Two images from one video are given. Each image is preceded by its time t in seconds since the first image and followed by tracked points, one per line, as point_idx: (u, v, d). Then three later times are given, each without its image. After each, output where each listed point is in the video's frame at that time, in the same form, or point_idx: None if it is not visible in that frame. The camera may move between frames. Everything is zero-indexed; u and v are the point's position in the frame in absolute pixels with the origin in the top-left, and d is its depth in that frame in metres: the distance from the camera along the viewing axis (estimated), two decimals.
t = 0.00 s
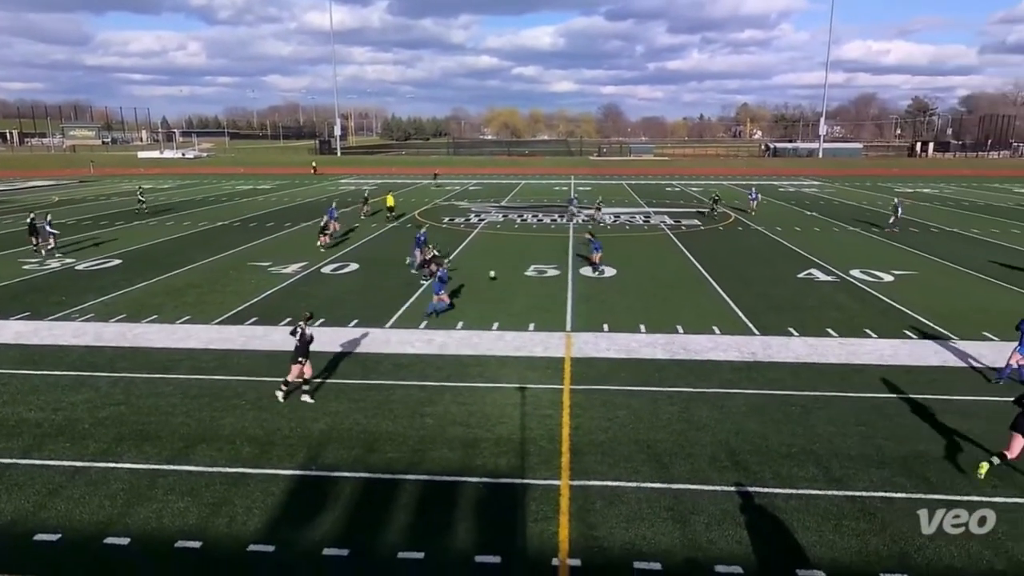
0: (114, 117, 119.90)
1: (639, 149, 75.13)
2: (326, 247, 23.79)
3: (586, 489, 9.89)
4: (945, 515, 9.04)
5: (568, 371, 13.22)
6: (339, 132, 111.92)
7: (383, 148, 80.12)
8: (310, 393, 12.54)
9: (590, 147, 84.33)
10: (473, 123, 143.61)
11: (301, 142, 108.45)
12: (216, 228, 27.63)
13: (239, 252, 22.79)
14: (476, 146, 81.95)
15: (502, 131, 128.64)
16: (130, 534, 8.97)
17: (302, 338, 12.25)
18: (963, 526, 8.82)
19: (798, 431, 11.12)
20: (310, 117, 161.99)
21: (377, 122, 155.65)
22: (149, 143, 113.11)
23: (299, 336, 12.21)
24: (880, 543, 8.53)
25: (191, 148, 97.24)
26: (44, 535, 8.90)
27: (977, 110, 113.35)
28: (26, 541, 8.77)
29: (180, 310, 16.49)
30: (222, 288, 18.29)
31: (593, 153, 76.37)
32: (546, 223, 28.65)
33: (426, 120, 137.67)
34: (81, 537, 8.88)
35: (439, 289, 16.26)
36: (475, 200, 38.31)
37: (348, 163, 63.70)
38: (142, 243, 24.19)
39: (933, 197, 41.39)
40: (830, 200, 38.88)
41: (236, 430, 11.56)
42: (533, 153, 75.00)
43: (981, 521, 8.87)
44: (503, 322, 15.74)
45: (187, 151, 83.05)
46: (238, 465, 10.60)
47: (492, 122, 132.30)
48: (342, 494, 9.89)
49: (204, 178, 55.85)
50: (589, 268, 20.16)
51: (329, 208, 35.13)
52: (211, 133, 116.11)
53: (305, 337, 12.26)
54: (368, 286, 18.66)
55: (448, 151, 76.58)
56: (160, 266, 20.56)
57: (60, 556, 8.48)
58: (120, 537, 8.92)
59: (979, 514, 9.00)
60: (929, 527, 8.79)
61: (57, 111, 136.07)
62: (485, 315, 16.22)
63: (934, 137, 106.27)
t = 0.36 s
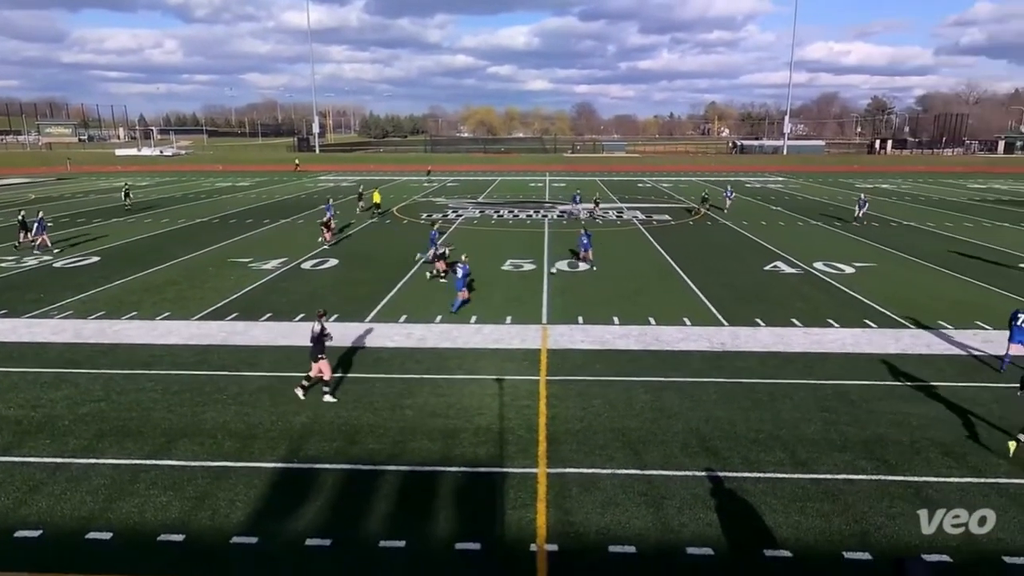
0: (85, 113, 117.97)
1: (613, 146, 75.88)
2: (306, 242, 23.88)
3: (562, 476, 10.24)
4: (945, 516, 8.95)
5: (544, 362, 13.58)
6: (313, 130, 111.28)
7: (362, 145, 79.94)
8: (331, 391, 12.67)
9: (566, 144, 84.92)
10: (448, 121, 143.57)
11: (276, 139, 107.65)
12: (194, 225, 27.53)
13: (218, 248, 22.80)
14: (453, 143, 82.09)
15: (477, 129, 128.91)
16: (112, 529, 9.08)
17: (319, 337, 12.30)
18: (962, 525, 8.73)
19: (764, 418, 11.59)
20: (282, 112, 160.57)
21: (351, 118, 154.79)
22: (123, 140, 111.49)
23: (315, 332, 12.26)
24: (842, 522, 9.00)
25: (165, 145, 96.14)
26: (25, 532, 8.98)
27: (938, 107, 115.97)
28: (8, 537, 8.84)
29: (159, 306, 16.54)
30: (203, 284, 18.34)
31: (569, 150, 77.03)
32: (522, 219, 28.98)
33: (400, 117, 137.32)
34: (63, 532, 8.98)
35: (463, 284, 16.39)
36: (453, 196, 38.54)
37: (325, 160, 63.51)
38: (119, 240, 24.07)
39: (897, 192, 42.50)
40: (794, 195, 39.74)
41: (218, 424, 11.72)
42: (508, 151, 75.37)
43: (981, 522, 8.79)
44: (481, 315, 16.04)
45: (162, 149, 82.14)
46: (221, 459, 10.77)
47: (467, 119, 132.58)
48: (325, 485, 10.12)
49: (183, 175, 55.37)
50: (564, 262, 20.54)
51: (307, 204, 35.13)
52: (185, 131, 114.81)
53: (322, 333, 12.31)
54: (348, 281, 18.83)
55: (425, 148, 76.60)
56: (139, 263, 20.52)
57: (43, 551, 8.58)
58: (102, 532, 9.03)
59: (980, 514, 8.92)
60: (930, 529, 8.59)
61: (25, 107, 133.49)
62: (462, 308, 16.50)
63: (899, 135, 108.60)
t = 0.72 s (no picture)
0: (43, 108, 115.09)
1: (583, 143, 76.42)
2: (278, 240, 23.81)
3: (534, 464, 10.61)
4: (944, 514, 9.09)
5: (515, 353, 13.93)
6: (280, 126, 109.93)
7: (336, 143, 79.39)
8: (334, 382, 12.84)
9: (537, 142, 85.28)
10: (415, 117, 142.91)
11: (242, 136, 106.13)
12: (164, 223, 27.20)
13: (188, 246, 22.62)
14: (423, 141, 81.93)
15: (448, 126, 128.96)
16: (86, 527, 9.12)
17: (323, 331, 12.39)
18: (961, 524, 8.86)
19: (725, 403, 12.11)
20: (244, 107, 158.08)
21: (315, 113, 153.02)
22: (85, 138, 109.08)
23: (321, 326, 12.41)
24: (800, 501, 9.53)
25: (129, 142, 94.15)
26: None
27: (895, 105, 119.07)
28: None
29: (130, 304, 16.44)
30: (174, 282, 18.25)
31: (539, 147, 77.45)
32: (493, 214, 29.22)
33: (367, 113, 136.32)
34: (36, 532, 8.99)
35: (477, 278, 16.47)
36: (424, 192, 38.63)
37: (296, 157, 62.96)
38: (87, 238, 23.80)
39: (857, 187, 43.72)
40: (756, 190, 40.69)
41: (192, 420, 11.82)
42: (479, 147, 75.43)
43: (979, 520, 8.91)
44: (453, 309, 16.30)
45: (128, 147, 80.54)
46: (196, 455, 10.89)
47: (436, 117, 132.32)
48: (301, 478, 10.32)
49: (153, 172, 54.57)
50: (534, 257, 20.90)
51: (277, 201, 34.92)
52: (149, 129, 112.76)
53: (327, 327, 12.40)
54: (320, 277, 18.92)
55: (396, 145, 76.31)
56: (109, 261, 20.28)
57: (17, 551, 8.59)
58: (76, 530, 9.06)
59: (978, 513, 9.04)
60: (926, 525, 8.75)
61: None
62: (435, 303, 16.75)
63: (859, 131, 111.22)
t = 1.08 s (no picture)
0: None
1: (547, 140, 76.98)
2: (246, 237, 23.64)
3: (504, 455, 10.90)
4: (945, 515, 9.01)
5: (485, 346, 14.21)
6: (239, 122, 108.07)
7: (303, 142, 78.55)
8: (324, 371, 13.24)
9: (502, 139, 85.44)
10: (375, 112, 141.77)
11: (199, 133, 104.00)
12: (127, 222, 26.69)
13: (154, 244, 22.29)
14: (390, 138, 81.50)
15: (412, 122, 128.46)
16: (54, 529, 9.06)
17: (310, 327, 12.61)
18: (963, 526, 8.79)
19: (687, 391, 12.57)
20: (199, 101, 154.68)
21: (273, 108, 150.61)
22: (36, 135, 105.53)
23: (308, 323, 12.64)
24: (758, 483, 10.02)
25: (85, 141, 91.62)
26: None
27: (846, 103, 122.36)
28: None
29: (95, 304, 16.22)
30: (140, 281, 18.04)
31: (504, 144, 77.74)
32: (461, 210, 29.37)
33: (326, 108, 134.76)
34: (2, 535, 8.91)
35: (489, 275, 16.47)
36: (392, 189, 38.58)
37: (261, 155, 62.20)
38: (48, 237, 23.31)
39: (814, 182, 45.01)
40: (715, 185, 41.66)
41: (161, 419, 11.81)
42: (445, 145, 75.41)
43: (982, 522, 8.82)
44: (423, 304, 16.50)
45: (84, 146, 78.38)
46: (165, 455, 10.89)
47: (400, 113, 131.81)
48: (273, 474, 10.42)
49: (115, 171, 53.33)
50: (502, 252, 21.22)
51: (244, 199, 34.52)
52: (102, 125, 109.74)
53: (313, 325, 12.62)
54: (290, 274, 18.91)
55: (362, 142, 75.78)
56: (72, 260, 19.90)
57: None
58: (43, 533, 8.99)
59: (979, 514, 8.97)
60: (927, 527, 8.73)
61: None
62: (404, 299, 16.89)
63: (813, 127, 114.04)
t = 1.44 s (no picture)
0: None
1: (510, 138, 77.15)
2: (208, 237, 23.23)
3: (473, 450, 11.03)
4: (946, 515, 9.02)
5: (453, 343, 14.32)
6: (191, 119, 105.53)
7: (265, 142, 77.35)
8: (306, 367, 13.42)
9: (465, 138, 85.29)
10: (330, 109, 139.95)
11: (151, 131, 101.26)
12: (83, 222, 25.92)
13: (112, 245, 21.73)
14: (353, 138, 80.74)
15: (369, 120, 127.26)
16: (12, 539, 8.80)
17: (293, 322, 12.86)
18: (963, 526, 8.80)
19: (651, 384, 12.89)
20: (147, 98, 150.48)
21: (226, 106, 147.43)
22: None
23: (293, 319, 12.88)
24: (721, 471, 10.37)
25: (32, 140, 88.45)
26: None
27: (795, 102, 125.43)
28: None
29: (51, 307, 15.78)
30: (98, 282, 17.60)
31: (467, 143, 77.69)
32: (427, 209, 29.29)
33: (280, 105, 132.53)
34: None
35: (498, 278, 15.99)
36: (356, 188, 38.28)
37: (221, 156, 61.06)
38: None
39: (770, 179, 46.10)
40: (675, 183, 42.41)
41: (122, 424, 11.58)
42: (408, 144, 75.01)
43: (983, 523, 8.83)
44: (390, 303, 16.52)
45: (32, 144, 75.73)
46: (127, 459, 10.69)
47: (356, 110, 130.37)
48: (241, 476, 10.33)
49: (69, 170, 51.75)
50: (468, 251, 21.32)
51: (205, 198, 33.90)
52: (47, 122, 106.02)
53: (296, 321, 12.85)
54: (255, 274, 18.69)
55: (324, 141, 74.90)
56: (25, 262, 19.31)
57: None
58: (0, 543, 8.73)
59: (980, 514, 8.99)
60: (928, 527, 8.74)
61: None
62: (371, 297, 16.87)
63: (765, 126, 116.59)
